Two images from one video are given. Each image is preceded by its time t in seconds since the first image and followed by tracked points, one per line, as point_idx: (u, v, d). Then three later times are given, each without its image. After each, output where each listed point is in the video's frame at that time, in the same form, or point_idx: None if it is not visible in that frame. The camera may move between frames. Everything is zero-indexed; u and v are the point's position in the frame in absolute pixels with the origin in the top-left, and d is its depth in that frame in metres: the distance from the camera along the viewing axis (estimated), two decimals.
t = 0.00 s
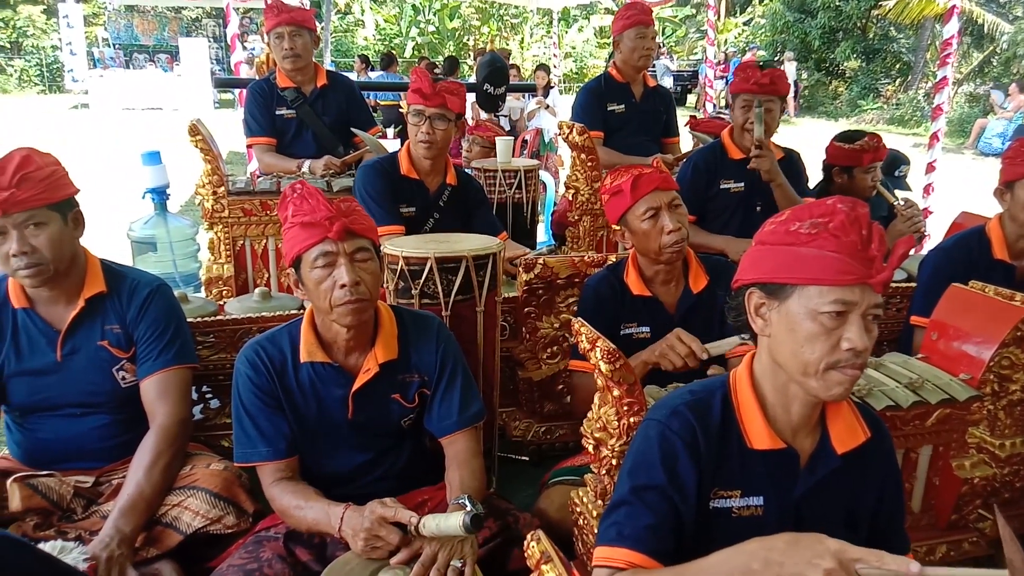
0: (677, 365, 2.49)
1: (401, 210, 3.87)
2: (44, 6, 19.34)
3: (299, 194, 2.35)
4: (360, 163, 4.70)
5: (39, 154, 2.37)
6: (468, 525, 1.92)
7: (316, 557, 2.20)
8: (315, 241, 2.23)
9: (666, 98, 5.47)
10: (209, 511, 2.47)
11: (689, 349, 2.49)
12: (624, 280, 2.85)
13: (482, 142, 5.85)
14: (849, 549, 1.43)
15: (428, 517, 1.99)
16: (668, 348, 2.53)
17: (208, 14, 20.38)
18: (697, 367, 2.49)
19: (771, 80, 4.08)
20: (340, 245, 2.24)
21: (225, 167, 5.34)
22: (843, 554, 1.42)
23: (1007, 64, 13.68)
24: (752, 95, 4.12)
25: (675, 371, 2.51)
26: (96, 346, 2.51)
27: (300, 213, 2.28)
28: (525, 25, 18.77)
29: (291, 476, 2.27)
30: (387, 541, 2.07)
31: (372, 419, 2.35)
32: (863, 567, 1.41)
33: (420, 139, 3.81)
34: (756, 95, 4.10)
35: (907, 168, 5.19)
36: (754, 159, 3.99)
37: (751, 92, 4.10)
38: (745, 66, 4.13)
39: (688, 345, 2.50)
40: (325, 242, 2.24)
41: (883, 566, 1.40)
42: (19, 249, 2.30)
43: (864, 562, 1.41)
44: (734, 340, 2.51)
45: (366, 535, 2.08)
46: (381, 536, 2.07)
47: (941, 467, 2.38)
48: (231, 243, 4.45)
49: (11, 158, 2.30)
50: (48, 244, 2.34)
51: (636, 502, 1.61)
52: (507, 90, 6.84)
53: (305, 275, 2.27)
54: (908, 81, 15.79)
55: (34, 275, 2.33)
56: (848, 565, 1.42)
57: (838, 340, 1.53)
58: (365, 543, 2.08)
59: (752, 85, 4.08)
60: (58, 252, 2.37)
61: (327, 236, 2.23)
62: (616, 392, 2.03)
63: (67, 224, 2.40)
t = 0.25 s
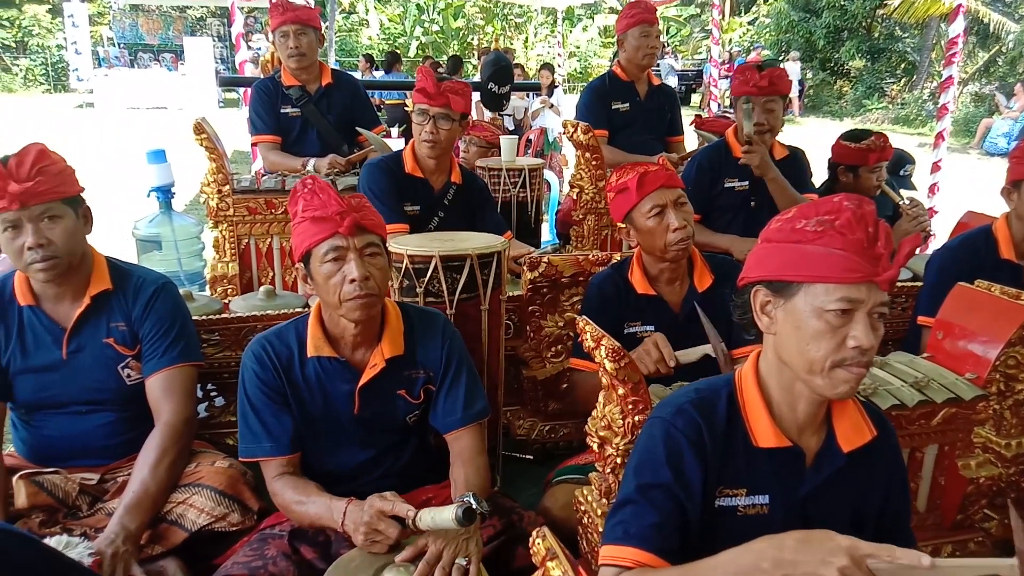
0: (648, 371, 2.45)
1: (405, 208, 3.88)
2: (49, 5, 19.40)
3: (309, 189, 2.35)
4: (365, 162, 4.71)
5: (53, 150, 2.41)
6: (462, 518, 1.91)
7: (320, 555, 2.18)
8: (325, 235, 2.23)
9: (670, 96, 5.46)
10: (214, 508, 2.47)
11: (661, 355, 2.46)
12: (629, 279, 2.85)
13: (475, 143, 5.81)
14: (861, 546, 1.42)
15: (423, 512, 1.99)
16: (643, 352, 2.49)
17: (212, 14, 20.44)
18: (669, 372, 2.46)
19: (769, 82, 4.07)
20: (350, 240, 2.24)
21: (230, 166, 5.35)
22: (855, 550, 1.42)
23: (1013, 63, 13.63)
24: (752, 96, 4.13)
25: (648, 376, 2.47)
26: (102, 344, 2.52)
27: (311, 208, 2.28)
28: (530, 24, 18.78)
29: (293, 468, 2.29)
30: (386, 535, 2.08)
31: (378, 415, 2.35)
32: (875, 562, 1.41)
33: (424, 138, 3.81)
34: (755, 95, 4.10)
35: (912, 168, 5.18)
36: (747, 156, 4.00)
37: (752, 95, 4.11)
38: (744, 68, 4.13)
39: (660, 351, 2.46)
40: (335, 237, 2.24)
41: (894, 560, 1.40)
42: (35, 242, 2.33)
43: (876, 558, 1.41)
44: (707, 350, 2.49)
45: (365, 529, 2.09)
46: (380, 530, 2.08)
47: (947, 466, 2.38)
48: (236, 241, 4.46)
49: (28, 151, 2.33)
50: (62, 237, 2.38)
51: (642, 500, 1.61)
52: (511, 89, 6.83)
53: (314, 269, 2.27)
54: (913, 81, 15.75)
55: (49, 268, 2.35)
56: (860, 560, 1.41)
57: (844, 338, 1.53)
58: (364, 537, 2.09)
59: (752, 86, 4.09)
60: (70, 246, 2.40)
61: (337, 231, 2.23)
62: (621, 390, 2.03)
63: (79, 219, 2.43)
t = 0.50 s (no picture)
0: (679, 367, 2.47)
1: (411, 209, 3.89)
2: (56, 6, 19.48)
3: (328, 186, 2.36)
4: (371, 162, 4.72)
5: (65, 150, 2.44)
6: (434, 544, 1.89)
7: (326, 554, 2.21)
8: (342, 231, 2.24)
9: (675, 97, 5.47)
10: (221, 507, 2.48)
11: (694, 351, 2.46)
12: (633, 280, 2.85)
13: (483, 143, 5.82)
14: (865, 544, 1.42)
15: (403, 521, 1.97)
16: (672, 348, 2.51)
17: (218, 15, 20.50)
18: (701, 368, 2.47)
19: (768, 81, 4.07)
20: (367, 236, 2.26)
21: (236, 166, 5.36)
22: (860, 548, 1.42)
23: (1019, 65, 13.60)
24: (752, 97, 4.13)
25: (678, 372, 2.49)
26: (109, 343, 2.53)
27: (329, 204, 2.30)
28: (535, 26, 18.81)
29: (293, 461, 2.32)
30: (372, 529, 2.09)
31: (384, 415, 2.36)
32: (880, 559, 1.41)
33: (429, 139, 3.83)
34: (756, 96, 4.11)
35: (918, 169, 5.17)
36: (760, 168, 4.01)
37: (751, 95, 4.11)
38: (743, 69, 4.14)
39: (692, 347, 2.47)
40: (352, 233, 2.25)
41: (899, 557, 1.39)
42: (46, 240, 2.35)
43: (881, 554, 1.41)
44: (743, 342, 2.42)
45: (353, 519, 2.10)
46: (366, 524, 2.09)
47: (953, 467, 2.37)
48: (242, 242, 4.47)
49: (41, 150, 2.37)
50: (73, 236, 2.40)
51: (648, 500, 1.61)
52: (516, 90, 6.84)
53: (328, 265, 2.27)
54: (919, 82, 15.73)
55: (60, 266, 2.36)
56: (866, 558, 1.41)
57: (849, 338, 1.53)
58: (352, 527, 2.11)
59: (752, 87, 4.09)
60: (80, 245, 2.42)
61: (355, 227, 2.25)
62: (626, 391, 2.03)
63: (89, 218, 2.46)
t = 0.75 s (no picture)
0: (694, 366, 2.46)
1: (418, 209, 3.89)
2: (64, 7, 19.58)
3: (350, 180, 2.37)
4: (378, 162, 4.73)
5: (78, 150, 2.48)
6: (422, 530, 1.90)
7: (333, 552, 2.23)
8: (365, 224, 2.24)
9: (682, 97, 5.46)
10: (228, 504, 2.48)
11: (707, 349, 2.45)
12: (641, 280, 2.85)
13: (496, 139, 5.84)
14: (870, 541, 1.42)
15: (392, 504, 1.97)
16: (686, 348, 2.49)
17: (226, 16, 20.55)
18: (717, 365, 2.45)
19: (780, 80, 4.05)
20: (388, 233, 2.27)
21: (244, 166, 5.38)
22: (864, 546, 1.42)
23: None
24: (756, 97, 4.11)
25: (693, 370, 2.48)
26: (118, 341, 2.54)
27: (351, 198, 2.30)
28: (541, 26, 18.82)
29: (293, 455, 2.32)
30: (359, 511, 2.10)
31: (391, 412, 2.37)
32: (884, 557, 1.42)
33: (436, 139, 3.84)
34: (759, 96, 4.09)
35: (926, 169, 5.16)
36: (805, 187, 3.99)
37: (755, 95, 4.10)
38: (747, 69, 4.12)
39: (705, 345, 2.45)
40: (373, 228, 2.25)
41: (903, 555, 1.40)
42: (57, 238, 2.37)
43: (885, 552, 1.42)
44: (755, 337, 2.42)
45: (341, 501, 2.11)
46: (354, 506, 2.10)
47: (961, 468, 2.37)
48: (250, 241, 4.48)
49: (53, 148, 2.40)
50: (84, 234, 2.42)
51: (654, 498, 1.61)
52: (523, 90, 6.84)
53: (345, 259, 2.28)
54: (926, 83, 15.68)
55: (70, 264, 2.38)
56: (869, 555, 1.42)
57: (856, 337, 1.53)
58: (340, 507, 2.12)
59: (755, 88, 4.07)
60: (91, 243, 2.43)
61: (377, 223, 2.25)
62: (633, 389, 2.03)
63: (100, 218, 2.48)
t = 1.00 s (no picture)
0: (685, 361, 2.48)
1: (421, 207, 3.90)
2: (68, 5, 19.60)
3: (356, 177, 2.37)
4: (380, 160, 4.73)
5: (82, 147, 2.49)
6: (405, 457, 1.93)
7: (335, 550, 2.20)
8: (371, 222, 2.25)
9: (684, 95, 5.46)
10: (230, 501, 2.49)
11: (697, 344, 2.49)
12: (642, 278, 2.85)
13: (495, 139, 5.83)
14: (870, 541, 1.42)
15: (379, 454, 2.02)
16: (677, 343, 2.52)
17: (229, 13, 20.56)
18: (707, 362, 2.49)
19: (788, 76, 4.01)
20: (394, 231, 2.28)
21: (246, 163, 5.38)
22: (865, 545, 1.42)
23: None
24: (758, 97, 4.11)
25: (684, 366, 2.50)
26: (120, 338, 2.55)
27: (357, 195, 2.30)
28: (544, 25, 18.83)
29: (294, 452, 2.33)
30: (353, 475, 2.10)
31: (393, 410, 2.37)
32: (884, 559, 1.41)
33: (439, 137, 3.84)
34: (761, 96, 4.09)
35: (929, 168, 5.15)
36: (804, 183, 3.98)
37: (757, 94, 4.08)
38: (751, 67, 4.11)
39: (697, 340, 2.50)
40: (379, 226, 2.26)
41: (904, 558, 1.40)
42: (61, 234, 2.37)
43: (885, 554, 1.41)
44: (744, 333, 2.48)
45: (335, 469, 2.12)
46: (348, 469, 2.10)
47: (962, 466, 2.37)
48: (252, 238, 4.49)
49: (57, 145, 2.42)
50: (87, 230, 2.42)
51: (655, 495, 1.61)
52: (526, 88, 6.83)
53: (350, 256, 2.27)
54: (930, 81, 15.64)
55: (74, 260, 2.39)
56: (870, 555, 1.41)
57: (858, 335, 1.52)
58: (334, 476, 2.12)
59: (757, 86, 4.05)
60: (95, 240, 2.44)
61: (383, 221, 2.26)
62: (635, 387, 2.03)
63: (103, 214, 2.48)
